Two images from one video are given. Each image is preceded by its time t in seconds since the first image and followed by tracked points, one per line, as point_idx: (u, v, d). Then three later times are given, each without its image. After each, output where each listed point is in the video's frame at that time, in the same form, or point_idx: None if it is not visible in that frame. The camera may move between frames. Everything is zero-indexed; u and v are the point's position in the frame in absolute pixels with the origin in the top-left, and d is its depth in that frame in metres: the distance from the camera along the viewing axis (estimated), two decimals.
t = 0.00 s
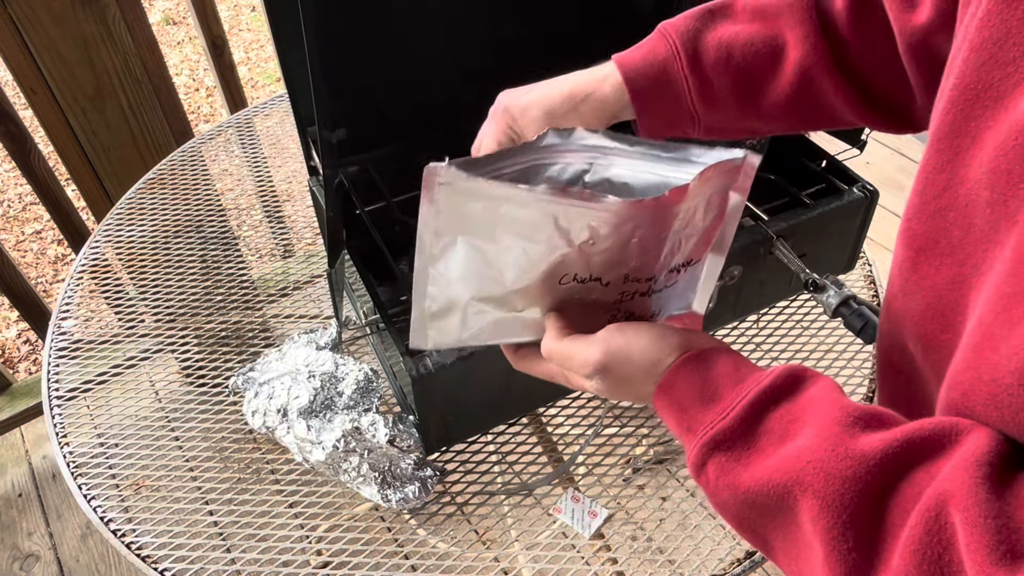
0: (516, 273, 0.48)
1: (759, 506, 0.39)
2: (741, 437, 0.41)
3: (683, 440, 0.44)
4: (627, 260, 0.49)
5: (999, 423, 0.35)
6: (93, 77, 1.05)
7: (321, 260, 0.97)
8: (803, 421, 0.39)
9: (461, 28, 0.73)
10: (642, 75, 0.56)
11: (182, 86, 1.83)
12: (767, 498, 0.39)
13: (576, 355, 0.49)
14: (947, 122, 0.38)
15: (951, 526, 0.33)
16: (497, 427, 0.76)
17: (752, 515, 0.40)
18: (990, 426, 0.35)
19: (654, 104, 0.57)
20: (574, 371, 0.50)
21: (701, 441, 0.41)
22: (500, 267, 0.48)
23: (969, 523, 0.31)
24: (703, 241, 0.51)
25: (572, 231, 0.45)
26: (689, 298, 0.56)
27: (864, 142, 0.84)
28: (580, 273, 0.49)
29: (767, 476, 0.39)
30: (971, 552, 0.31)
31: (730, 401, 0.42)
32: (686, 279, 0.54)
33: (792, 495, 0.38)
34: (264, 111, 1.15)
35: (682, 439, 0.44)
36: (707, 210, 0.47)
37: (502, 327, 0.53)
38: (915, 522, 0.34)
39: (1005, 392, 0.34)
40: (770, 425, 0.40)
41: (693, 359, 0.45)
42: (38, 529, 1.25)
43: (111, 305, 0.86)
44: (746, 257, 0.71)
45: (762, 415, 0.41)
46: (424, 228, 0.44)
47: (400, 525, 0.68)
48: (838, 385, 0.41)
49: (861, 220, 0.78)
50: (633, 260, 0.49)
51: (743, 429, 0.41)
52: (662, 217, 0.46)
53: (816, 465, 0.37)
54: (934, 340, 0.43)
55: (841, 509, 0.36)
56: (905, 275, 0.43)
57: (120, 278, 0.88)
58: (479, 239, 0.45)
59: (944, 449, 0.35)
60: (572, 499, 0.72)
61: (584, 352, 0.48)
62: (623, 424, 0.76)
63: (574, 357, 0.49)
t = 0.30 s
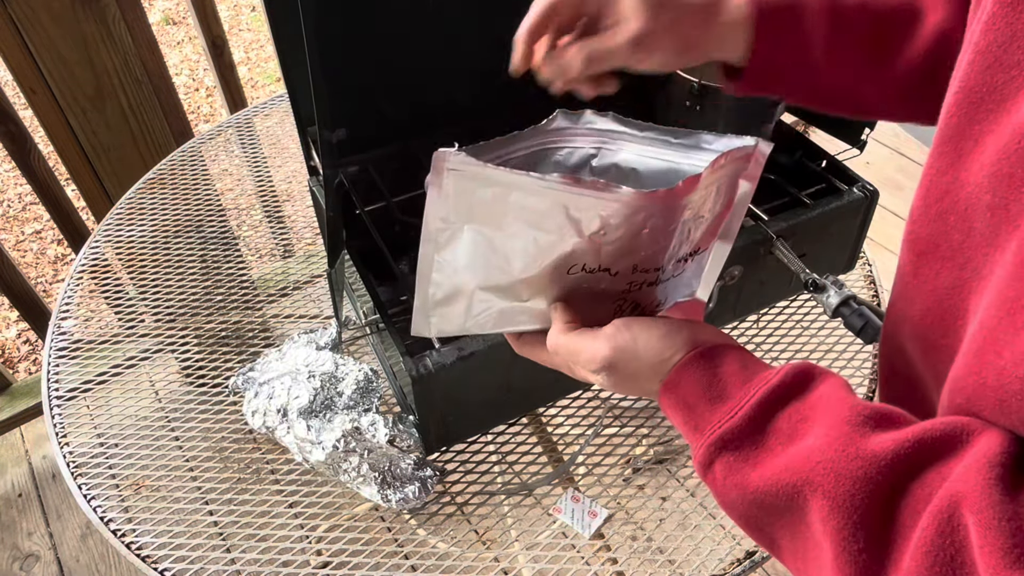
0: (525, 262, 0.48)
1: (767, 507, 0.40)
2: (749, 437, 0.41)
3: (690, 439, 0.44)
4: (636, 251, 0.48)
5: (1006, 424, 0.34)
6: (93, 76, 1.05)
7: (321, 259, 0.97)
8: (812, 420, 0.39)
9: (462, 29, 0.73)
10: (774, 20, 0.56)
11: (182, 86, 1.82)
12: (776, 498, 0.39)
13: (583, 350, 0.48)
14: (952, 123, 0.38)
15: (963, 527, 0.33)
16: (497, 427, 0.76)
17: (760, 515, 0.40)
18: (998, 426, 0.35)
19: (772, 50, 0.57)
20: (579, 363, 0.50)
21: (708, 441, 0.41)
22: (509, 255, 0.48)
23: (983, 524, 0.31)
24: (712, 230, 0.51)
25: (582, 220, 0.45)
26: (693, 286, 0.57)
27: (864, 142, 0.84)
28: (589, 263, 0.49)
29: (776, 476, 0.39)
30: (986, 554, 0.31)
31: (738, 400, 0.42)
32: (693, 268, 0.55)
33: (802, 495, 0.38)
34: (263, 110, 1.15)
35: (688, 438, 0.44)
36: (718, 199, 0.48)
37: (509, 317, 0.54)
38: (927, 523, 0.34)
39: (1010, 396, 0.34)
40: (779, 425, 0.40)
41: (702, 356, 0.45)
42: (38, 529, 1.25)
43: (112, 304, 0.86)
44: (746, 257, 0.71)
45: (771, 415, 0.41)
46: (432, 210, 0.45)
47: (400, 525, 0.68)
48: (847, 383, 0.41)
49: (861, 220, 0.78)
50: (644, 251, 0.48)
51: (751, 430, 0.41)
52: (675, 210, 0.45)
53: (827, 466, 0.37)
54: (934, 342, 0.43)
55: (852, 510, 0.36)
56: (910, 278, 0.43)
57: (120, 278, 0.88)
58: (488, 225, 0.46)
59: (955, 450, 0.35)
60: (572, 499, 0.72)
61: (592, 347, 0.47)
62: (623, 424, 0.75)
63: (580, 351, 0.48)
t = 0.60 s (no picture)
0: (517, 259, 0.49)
1: (760, 491, 0.39)
2: (745, 420, 0.40)
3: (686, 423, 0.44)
4: (618, 226, 0.50)
5: (1003, 414, 0.34)
6: (93, 77, 1.05)
7: (321, 260, 0.97)
8: (810, 407, 0.39)
9: (462, 28, 0.73)
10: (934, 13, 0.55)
11: (182, 86, 1.83)
12: (769, 482, 0.39)
13: (586, 337, 0.49)
14: (968, 113, 0.38)
15: (952, 515, 0.32)
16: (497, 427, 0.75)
17: (753, 499, 0.40)
18: (994, 416, 0.35)
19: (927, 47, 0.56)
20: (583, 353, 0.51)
21: (703, 425, 0.41)
22: (499, 255, 0.49)
23: (971, 512, 0.31)
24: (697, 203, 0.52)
25: (560, 205, 0.46)
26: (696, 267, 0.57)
27: (864, 142, 0.84)
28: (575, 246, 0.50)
29: (769, 459, 0.38)
30: (973, 541, 0.31)
31: (736, 385, 0.41)
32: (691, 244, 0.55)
33: (794, 479, 0.38)
34: (263, 110, 1.15)
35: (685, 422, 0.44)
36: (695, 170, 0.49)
37: (515, 321, 0.54)
38: (917, 509, 0.34)
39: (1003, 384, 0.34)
40: (775, 409, 0.40)
41: (702, 341, 0.45)
42: (38, 529, 1.25)
43: (112, 304, 0.86)
44: (746, 257, 0.71)
45: (768, 400, 0.41)
46: (419, 237, 0.45)
47: (400, 525, 0.68)
48: (846, 374, 0.41)
49: (861, 220, 0.78)
50: (625, 226, 0.50)
51: (747, 413, 0.40)
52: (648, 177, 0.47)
53: (820, 450, 0.36)
54: (939, 334, 0.43)
55: (843, 494, 0.35)
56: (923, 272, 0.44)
57: (120, 278, 0.88)
58: (474, 234, 0.46)
59: (950, 440, 0.35)
60: (572, 499, 0.72)
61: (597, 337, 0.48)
62: (623, 424, 0.75)
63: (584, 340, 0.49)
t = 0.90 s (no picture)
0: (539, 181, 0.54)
1: (751, 520, 0.38)
2: (730, 444, 0.39)
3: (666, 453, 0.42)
4: (633, 133, 0.57)
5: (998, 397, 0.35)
6: (93, 77, 1.05)
7: (321, 259, 0.97)
8: (793, 430, 0.38)
9: (462, 27, 0.73)
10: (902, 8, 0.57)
11: (182, 86, 1.83)
12: (760, 508, 0.37)
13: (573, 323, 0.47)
14: (965, 107, 0.39)
15: (962, 526, 0.31)
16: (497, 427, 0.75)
17: (745, 530, 0.39)
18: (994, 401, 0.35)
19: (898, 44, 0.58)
20: (562, 388, 0.49)
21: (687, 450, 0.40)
22: (521, 181, 0.54)
23: (987, 523, 0.30)
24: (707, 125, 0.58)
25: (564, 115, 0.55)
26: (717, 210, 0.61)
27: (865, 142, 0.84)
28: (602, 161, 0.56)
29: (758, 485, 0.37)
30: (991, 552, 0.29)
31: (715, 409, 0.41)
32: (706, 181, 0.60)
33: (787, 505, 0.36)
34: (263, 111, 1.15)
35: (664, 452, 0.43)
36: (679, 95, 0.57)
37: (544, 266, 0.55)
38: (924, 523, 0.32)
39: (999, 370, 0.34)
40: (761, 434, 0.39)
41: (674, 368, 0.44)
42: (38, 529, 1.25)
43: (112, 305, 0.86)
44: (747, 257, 0.72)
45: (751, 424, 0.40)
46: (438, 180, 0.53)
47: (400, 525, 0.68)
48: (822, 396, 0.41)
49: (861, 220, 0.78)
50: (637, 137, 0.57)
51: (731, 438, 0.39)
52: (636, 84, 0.56)
53: (815, 471, 0.35)
54: (941, 327, 0.43)
55: (843, 517, 0.34)
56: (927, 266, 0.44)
57: (120, 278, 0.88)
58: (490, 167, 0.54)
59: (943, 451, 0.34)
60: (572, 499, 0.72)
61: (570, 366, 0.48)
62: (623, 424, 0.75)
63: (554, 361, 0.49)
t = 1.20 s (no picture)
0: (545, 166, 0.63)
1: (695, 468, 0.39)
2: (681, 398, 0.41)
3: (620, 410, 0.43)
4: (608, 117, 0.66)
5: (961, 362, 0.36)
6: (93, 76, 1.05)
7: (321, 260, 0.97)
8: (743, 386, 0.39)
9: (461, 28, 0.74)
10: (846, 37, 0.64)
11: (182, 86, 1.83)
12: (705, 455, 0.38)
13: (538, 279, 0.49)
14: (930, 100, 0.40)
15: (892, 465, 0.33)
16: (497, 427, 0.76)
17: (689, 481, 0.39)
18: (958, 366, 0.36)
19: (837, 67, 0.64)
20: (538, 345, 0.50)
21: (641, 402, 0.41)
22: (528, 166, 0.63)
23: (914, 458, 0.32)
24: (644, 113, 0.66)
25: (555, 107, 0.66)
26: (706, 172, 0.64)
27: (864, 143, 0.83)
28: (602, 136, 0.65)
29: (705, 432, 0.38)
30: (916, 485, 0.31)
31: (669, 365, 0.42)
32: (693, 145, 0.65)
33: (730, 450, 0.37)
34: (263, 111, 1.15)
35: (619, 410, 0.44)
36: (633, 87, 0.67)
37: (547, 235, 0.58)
38: (857, 465, 0.34)
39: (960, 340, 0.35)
40: (710, 390, 0.40)
41: (636, 325, 0.45)
42: (38, 529, 1.25)
43: (112, 305, 0.86)
44: (747, 258, 0.71)
45: (704, 381, 0.41)
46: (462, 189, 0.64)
47: (400, 525, 0.68)
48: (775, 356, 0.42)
49: (861, 220, 0.78)
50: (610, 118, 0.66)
51: (682, 391, 0.41)
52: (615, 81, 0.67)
53: (759, 418, 0.36)
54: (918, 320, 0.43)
55: (782, 460, 0.35)
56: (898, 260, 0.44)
57: (120, 278, 0.88)
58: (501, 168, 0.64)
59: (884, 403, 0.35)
60: (572, 499, 0.72)
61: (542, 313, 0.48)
62: (623, 424, 0.76)
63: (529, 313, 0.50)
